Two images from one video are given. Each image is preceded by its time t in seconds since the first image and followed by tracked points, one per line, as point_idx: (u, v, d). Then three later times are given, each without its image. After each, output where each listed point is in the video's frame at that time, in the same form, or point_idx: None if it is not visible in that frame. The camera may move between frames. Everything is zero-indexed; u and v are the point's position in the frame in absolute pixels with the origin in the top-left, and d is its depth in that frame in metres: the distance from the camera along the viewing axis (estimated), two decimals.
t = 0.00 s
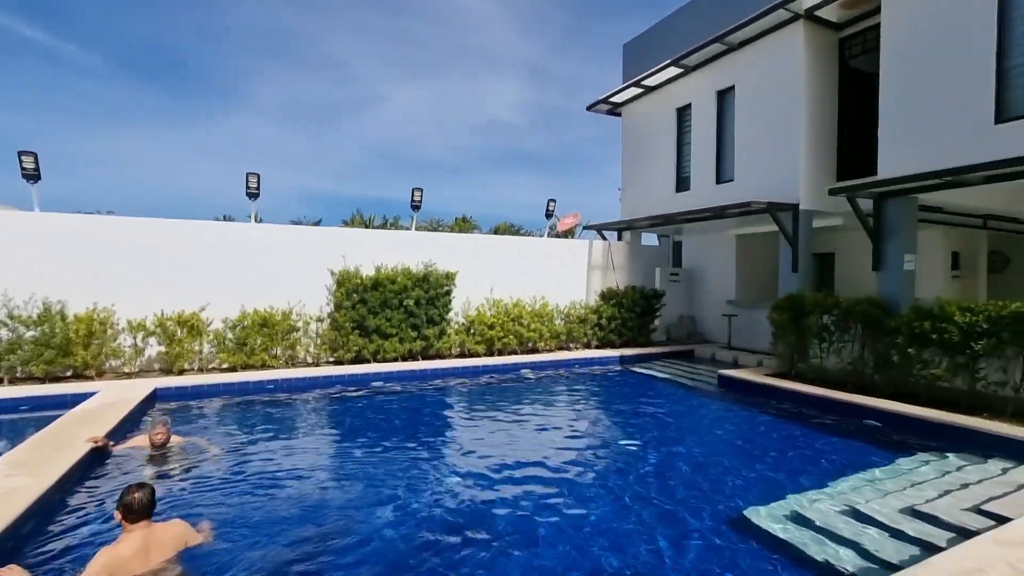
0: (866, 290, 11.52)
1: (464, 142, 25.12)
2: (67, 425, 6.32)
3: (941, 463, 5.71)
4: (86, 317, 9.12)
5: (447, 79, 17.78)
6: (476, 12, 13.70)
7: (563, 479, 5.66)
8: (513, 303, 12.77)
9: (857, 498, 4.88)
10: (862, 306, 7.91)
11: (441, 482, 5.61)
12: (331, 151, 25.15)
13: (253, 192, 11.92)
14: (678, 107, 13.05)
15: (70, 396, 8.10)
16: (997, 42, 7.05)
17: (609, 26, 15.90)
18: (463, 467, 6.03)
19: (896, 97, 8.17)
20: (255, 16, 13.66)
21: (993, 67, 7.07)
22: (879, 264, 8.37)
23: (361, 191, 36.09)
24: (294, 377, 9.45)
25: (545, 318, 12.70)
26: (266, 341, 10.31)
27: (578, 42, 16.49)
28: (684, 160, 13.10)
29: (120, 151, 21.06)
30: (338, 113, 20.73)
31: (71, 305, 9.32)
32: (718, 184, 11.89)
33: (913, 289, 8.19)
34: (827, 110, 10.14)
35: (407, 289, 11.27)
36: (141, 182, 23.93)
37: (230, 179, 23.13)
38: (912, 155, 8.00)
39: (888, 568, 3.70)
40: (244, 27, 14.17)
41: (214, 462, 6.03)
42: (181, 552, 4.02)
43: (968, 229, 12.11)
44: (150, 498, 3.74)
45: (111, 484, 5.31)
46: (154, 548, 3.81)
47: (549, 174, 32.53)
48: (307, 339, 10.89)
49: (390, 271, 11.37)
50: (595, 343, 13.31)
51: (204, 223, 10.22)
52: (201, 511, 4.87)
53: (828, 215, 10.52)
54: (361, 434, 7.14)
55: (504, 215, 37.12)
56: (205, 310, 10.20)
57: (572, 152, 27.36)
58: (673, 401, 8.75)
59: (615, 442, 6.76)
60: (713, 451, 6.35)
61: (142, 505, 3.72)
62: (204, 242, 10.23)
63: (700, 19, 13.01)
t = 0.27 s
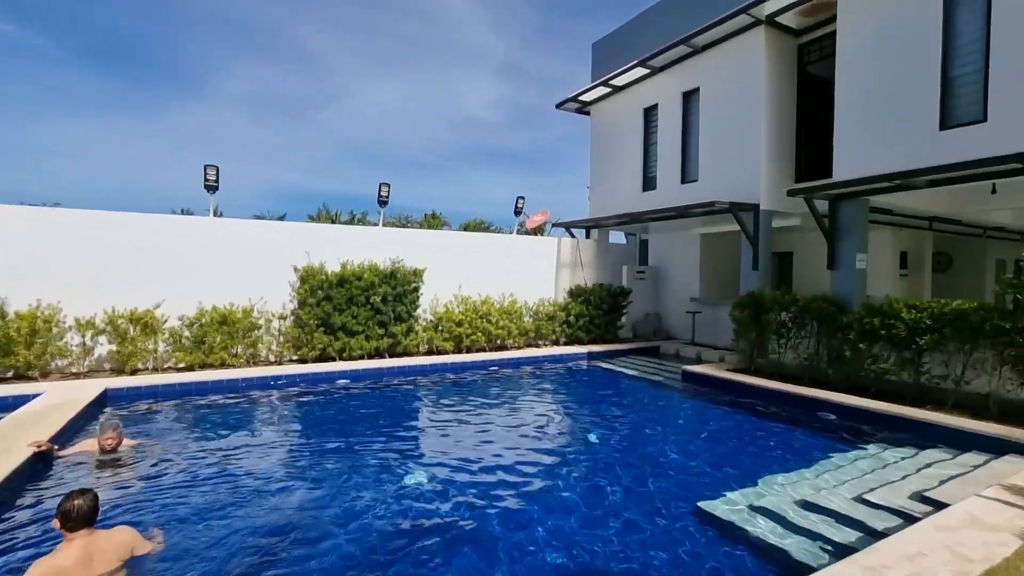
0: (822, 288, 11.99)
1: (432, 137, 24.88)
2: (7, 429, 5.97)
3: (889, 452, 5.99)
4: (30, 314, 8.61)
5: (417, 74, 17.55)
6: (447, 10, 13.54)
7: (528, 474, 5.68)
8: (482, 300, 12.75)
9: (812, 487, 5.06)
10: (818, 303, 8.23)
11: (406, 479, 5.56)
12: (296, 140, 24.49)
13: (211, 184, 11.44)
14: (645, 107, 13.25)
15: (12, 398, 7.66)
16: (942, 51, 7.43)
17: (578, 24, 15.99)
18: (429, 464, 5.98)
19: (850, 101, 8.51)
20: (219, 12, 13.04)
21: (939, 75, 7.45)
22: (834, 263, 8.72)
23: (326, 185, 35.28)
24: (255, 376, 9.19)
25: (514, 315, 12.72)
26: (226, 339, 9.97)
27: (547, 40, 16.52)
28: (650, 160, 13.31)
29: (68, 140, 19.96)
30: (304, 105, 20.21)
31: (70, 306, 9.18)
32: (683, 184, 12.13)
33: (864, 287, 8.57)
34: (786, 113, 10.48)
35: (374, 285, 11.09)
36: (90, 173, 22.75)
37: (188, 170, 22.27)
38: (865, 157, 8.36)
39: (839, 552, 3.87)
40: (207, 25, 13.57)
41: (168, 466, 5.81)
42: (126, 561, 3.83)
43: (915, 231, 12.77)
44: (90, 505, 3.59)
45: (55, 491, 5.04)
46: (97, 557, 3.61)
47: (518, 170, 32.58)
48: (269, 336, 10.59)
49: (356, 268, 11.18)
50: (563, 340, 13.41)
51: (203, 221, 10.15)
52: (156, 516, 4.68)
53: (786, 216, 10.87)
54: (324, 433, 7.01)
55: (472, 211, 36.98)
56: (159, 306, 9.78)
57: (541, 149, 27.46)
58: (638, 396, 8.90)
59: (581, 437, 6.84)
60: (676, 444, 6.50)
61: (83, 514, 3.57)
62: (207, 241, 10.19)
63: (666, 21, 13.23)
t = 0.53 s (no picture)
0: (777, 286, 12.45)
1: (398, 132, 24.51)
2: None
3: (837, 443, 6.27)
4: None
5: (383, 69, 17.24)
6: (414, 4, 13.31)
7: (492, 472, 5.67)
8: (447, 297, 12.65)
9: (765, 478, 5.25)
10: (772, 300, 8.53)
11: (368, 480, 5.47)
12: (255, 130, 23.66)
13: (162, 176, 10.88)
14: (610, 108, 13.40)
15: None
16: (888, 60, 7.80)
17: (545, 22, 16.02)
18: (391, 464, 5.90)
19: (803, 106, 8.84)
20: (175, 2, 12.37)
21: (884, 83, 7.82)
22: (787, 262, 9.06)
23: (287, 178, 34.25)
24: (210, 376, 8.87)
25: (479, 313, 12.67)
26: (178, 338, 9.55)
27: (514, 37, 16.48)
28: (614, 159, 13.48)
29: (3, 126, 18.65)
30: (264, 96, 19.56)
31: (39, 305, 8.83)
32: (646, 183, 12.35)
33: (816, 286, 8.94)
34: (744, 116, 10.79)
35: (336, 282, 10.86)
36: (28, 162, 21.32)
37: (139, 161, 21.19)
38: (817, 160, 8.69)
39: (789, 540, 4.02)
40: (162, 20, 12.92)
41: (116, 471, 5.55)
42: (66, 571, 3.69)
43: (862, 232, 13.42)
44: (27, 513, 3.49)
45: None
46: (31, 567, 3.51)
47: (485, 167, 32.48)
48: (225, 335, 10.21)
49: (317, 264, 10.90)
50: (528, 337, 13.45)
51: (195, 216, 10.05)
52: (100, 525, 4.44)
53: (744, 216, 11.21)
54: (283, 435, 6.82)
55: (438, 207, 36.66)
56: (105, 304, 9.28)
57: (508, 146, 27.48)
58: (601, 393, 9.02)
59: (545, 434, 6.88)
60: (637, 439, 6.62)
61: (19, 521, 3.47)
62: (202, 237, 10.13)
63: (631, 23, 13.41)
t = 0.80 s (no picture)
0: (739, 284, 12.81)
1: (365, 126, 24.09)
2: None
3: (794, 436, 6.52)
4: None
5: (351, 63, 16.93)
6: None
7: (459, 470, 5.65)
8: (415, 295, 12.53)
9: (726, 470, 5.40)
10: (734, 298, 8.77)
11: (334, 481, 5.37)
12: (215, 121, 22.81)
13: (114, 168, 10.32)
14: (579, 107, 13.50)
15: None
16: (843, 66, 8.11)
17: (515, 20, 16.01)
18: (357, 464, 5.81)
19: (764, 109, 9.10)
20: None
21: (839, 88, 8.13)
22: (749, 261, 9.33)
23: (249, 171, 33.21)
24: (166, 377, 8.52)
25: (448, 310, 12.59)
26: (131, 338, 9.12)
27: (485, 34, 16.41)
28: (583, 158, 13.59)
29: None
30: (226, 87, 18.91)
31: None
32: (614, 182, 12.49)
33: (775, 284, 9.24)
34: (709, 118, 11.05)
35: (300, 280, 10.60)
36: None
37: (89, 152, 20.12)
38: (777, 162, 8.96)
39: (748, 530, 4.15)
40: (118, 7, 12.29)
41: (65, 477, 5.27)
42: None
43: (819, 233, 13.96)
44: None
45: None
46: None
47: (454, 163, 32.27)
48: (183, 334, 9.84)
49: (281, 261, 10.62)
50: (498, 335, 13.44)
51: (163, 211, 9.80)
52: (46, 534, 4.21)
53: (708, 215, 11.49)
54: (243, 436, 6.62)
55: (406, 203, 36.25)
56: (51, 302, 8.77)
57: (478, 143, 27.40)
58: (569, 390, 9.10)
59: (514, 432, 6.89)
60: (604, 435, 6.71)
61: None
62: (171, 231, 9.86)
63: (600, 24, 13.55)
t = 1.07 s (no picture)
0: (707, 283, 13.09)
1: (335, 121, 23.62)
2: None
3: (758, 430, 6.70)
4: None
5: (320, 58, 16.58)
6: None
7: (430, 470, 5.61)
8: (387, 294, 12.36)
9: (693, 465, 5.51)
10: (702, 296, 8.96)
11: (302, 484, 5.27)
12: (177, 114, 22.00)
13: (66, 162, 9.84)
14: (551, 106, 13.55)
15: None
16: (806, 70, 8.35)
17: (487, 17, 15.95)
18: (326, 466, 5.71)
19: (731, 111, 9.31)
20: None
21: (802, 92, 8.37)
22: (716, 260, 9.54)
23: (213, 166, 32.18)
24: (124, 380, 8.17)
25: (420, 309, 12.46)
26: (86, 339, 8.72)
27: (457, 31, 16.30)
28: (556, 157, 13.64)
29: None
30: (190, 80, 18.29)
31: None
32: (586, 182, 12.58)
33: (741, 282, 9.47)
34: (677, 119, 11.24)
35: (267, 278, 10.34)
36: None
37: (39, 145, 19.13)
38: (743, 163, 9.18)
39: (714, 523, 4.25)
40: None
41: (17, 485, 5.03)
42: None
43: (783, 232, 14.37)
44: None
45: None
46: None
47: (427, 160, 31.99)
48: (141, 335, 9.46)
49: (246, 259, 10.32)
50: (470, 334, 13.38)
51: (143, 209, 9.62)
52: None
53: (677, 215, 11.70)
54: (207, 440, 6.43)
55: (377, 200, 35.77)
56: None
57: (450, 141, 27.24)
58: (542, 388, 9.14)
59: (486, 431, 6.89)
60: (575, 432, 6.76)
61: None
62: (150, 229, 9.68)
63: (572, 23, 13.62)
